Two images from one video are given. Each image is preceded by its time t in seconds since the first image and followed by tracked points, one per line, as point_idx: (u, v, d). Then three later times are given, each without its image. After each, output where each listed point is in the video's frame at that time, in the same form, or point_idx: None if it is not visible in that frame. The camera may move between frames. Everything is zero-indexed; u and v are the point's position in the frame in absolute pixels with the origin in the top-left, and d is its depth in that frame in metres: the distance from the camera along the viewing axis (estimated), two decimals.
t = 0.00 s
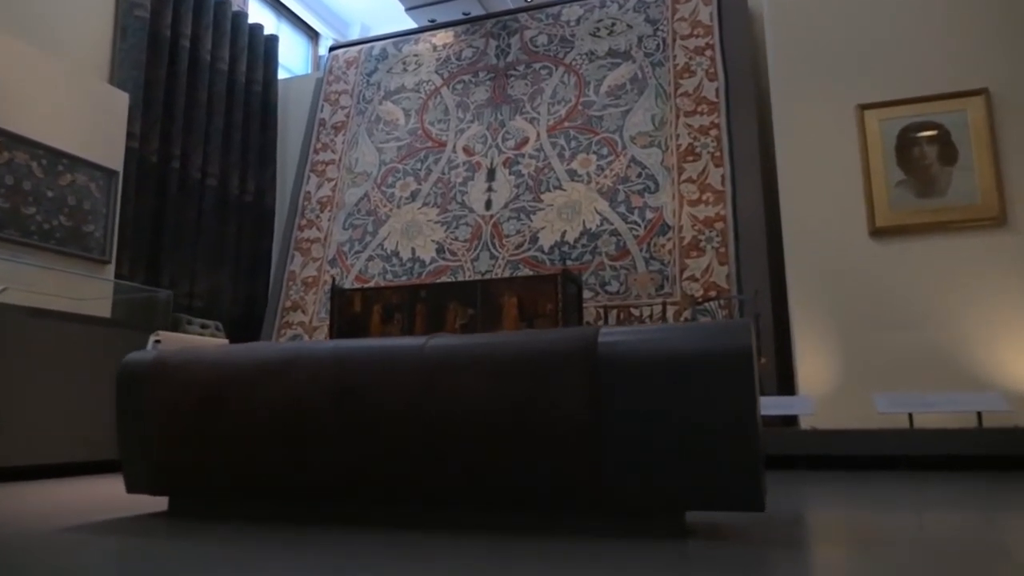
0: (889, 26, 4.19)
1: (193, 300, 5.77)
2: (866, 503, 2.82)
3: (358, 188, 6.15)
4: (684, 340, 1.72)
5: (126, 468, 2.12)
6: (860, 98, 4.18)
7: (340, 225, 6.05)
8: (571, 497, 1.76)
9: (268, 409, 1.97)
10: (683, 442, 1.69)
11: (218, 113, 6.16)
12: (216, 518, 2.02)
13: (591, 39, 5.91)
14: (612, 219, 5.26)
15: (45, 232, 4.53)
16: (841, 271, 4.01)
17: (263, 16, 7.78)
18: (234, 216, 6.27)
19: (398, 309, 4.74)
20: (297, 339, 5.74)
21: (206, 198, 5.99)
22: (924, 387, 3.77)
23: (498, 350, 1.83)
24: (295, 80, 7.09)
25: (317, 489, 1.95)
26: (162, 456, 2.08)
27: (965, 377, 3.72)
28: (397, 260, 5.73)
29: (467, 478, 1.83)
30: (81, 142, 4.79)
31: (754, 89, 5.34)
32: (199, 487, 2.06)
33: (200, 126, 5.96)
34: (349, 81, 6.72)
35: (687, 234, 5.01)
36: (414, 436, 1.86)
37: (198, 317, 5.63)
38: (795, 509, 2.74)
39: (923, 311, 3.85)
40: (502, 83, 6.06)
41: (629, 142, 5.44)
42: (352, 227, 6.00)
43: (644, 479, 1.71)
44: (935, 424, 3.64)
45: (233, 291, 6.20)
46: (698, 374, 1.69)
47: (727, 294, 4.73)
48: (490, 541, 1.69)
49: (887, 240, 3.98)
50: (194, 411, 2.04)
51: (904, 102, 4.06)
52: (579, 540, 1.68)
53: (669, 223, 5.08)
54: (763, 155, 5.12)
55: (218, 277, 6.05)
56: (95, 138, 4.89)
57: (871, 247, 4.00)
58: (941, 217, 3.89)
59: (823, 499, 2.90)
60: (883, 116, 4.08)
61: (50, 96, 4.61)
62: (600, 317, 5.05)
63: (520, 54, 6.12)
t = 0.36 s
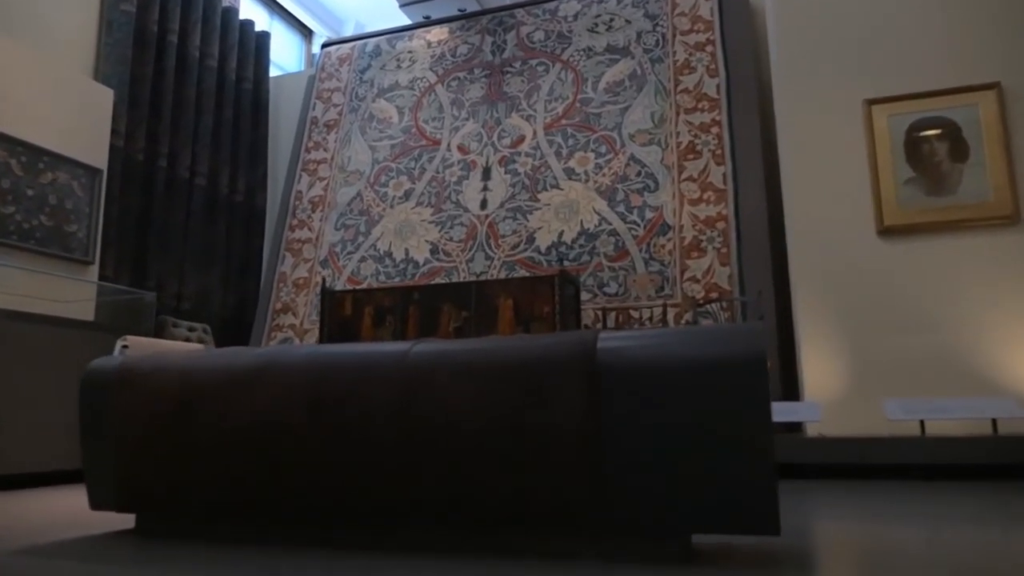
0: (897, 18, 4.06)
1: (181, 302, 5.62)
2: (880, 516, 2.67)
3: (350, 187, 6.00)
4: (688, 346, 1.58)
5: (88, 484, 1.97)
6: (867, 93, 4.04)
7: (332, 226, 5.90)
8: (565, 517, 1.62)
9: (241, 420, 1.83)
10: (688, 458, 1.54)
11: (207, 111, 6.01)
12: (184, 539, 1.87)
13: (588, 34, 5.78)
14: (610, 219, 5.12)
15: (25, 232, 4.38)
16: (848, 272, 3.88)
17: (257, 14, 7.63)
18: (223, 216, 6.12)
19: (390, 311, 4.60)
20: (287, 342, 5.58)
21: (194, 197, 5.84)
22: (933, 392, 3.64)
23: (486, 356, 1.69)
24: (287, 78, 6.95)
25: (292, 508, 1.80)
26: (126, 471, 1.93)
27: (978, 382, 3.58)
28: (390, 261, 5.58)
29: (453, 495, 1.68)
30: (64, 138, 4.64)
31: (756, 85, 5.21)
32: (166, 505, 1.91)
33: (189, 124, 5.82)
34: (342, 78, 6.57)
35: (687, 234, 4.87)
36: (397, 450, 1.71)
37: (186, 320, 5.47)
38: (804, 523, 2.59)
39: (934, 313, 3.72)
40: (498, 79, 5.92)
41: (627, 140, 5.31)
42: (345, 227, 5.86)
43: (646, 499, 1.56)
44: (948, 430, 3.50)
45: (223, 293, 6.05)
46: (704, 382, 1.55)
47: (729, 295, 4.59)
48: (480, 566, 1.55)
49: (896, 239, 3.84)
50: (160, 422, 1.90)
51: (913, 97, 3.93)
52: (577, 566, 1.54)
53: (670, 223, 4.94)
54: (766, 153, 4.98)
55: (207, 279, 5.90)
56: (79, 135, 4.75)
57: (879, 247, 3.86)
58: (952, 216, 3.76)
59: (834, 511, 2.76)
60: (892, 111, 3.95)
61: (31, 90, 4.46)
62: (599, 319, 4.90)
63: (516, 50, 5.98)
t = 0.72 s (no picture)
0: (911, 11, 3.90)
1: (173, 305, 5.48)
2: (901, 534, 2.51)
3: (347, 187, 5.86)
4: (705, 355, 1.41)
5: (52, 504, 1.82)
6: (880, 88, 3.88)
7: (328, 227, 5.75)
8: (566, 547, 1.45)
9: (216, 435, 1.68)
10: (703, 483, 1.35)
11: (200, 109, 5.87)
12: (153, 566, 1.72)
13: (591, 30, 5.63)
14: (613, 219, 4.96)
15: (8, 233, 4.24)
16: (862, 274, 3.73)
17: (254, 11, 7.49)
18: (217, 217, 5.97)
19: (385, 314, 4.44)
20: (281, 346, 5.42)
21: (187, 198, 5.70)
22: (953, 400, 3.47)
23: (481, 367, 1.54)
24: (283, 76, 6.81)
25: (269, 531, 1.65)
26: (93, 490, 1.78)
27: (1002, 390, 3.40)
28: (387, 263, 5.43)
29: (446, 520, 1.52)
30: (49, 136, 4.49)
31: (764, 81, 5.05)
32: (135, 528, 1.76)
33: (181, 122, 5.67)
34: (339, 75, 6.43)
35: (693, 235, 4.72)
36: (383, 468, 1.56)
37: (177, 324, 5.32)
38: (820, 541, 2.44)
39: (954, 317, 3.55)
40: (498, 76, 5.77)
41: (631, 138, 5.15)
42: (341, 228, 5.71)
43: (661, 530, 1.37)
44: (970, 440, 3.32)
45: (217, 296, 5.90)
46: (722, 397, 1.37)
47: (737, 298, 4.43)
48: None
49: (913, 239, 3.68)
50: (129, 436, 1.75)
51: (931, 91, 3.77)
52: None
53: (675, 223, 4.79)
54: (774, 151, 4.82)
55: (200, 281, 5.75)
56: (64, 132, 4.60)
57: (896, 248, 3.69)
58: (974, 214, 3.59)
59: (852, 528, 2.60)
60: (908, 107, 3.80)
61: (15, 86, 4.31)
62: (602, 323, 4.73)
63: (516, 47, 5.84)
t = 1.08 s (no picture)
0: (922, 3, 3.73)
1: (158, 309, 5.33)
2: (914, 555, 2.36)
3: (338, 188, 5.71)
4: (690, 385, 1.05)
5: None
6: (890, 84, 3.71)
7: (318, 229, 5.60)
8: None
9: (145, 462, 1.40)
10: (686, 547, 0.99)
11: (188, 108, 5.72)
12: None
13: (588, 27, 5.48)
14: (612, 221, 4.82)
15: None
16: (873, 276, 3.42)
17: (245, 9, 7.33)
18: (205, 219, 5.82)
19: (375, 319, 4.29)
20: (270, 351, 5.27)
21: (174, 199, 5.55)
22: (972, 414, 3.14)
23: (463, 386, 1.19)
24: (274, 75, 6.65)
25: None
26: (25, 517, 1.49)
27: None
28: (379, 266, 5.28)
29: None
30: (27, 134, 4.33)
31: (767, 78, 4.89)
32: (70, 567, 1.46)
33: (168, 121, 5.53)
34: (330, 74, 6.27)
35: (694, 237, 4.57)
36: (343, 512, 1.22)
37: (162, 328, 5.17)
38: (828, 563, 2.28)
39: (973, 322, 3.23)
40: (493, 75, 5.63)
41: (630, 137, 5.01)
42: (332, 230, 5.56)
43: None
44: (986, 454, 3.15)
45: (205, 300, 5.76)
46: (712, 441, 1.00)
47: (739, 303, 4.27)
48: None
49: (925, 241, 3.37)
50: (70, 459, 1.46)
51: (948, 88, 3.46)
52: None
53: (675, 226, 4.65)
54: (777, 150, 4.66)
55: (185, 285, 5.59)
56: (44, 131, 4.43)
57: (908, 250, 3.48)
58: (992, 216, 3.26)
59: (863, 547, 2.45)
60: (918, 104, 3.50)
61: None
62: (599, 328, 4.58)
63: (512, 44, 5.69)
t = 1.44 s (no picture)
0: None
1: (145, 314, 5.19)
2: None
3: (331, 189, 5.56)
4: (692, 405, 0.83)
5: None
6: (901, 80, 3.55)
7: (310, 231, 5.45)
8: None
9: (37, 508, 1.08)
10: None
11: (177, 108, 5.58)
12: None
13: (587, 24, 5.34)
14: (611, 223, 4.67)
15: None
16: (885, 279, 3.25)
17: (238, 7, 7.18)
18: (194, 221, 5.67)
19: (366, 324, 4.14)
20: (259, 357, 5.12)
21: (162, 200, 5.40)
22: (990, 426, 2.97)
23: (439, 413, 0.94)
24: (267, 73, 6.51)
25: None
26: None
27: None
28: (372, 270, 5.13)
29: None
30: (7, 134, 4.18)
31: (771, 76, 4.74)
32: None
33: (156, 121, 5.39)
34: (323, 73, 6.13)
35: (696, 240, 4.43)
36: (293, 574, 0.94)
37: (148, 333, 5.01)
38: None
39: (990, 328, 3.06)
40: (489, 73, 5.48)
41: (631, 137, 4.86)
42: (324, 232, 5.41)
43: None
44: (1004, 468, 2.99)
45: (194, 304, 5.61)
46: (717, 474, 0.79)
47: (744, 308, 4.13)
48: None
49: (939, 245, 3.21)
50: None
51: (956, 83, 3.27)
52: None
53: (677, 228, 4.50)
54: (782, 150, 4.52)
55: (173, 289, 5.45)
56: (25, 130, 4.29)
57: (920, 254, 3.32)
58: (1009, 220, 3.08)
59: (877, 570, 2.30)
60: (930, 100, 3.31)
61: None
62: (599, 334, 4.42)
63: (509, 42, 5.55)
